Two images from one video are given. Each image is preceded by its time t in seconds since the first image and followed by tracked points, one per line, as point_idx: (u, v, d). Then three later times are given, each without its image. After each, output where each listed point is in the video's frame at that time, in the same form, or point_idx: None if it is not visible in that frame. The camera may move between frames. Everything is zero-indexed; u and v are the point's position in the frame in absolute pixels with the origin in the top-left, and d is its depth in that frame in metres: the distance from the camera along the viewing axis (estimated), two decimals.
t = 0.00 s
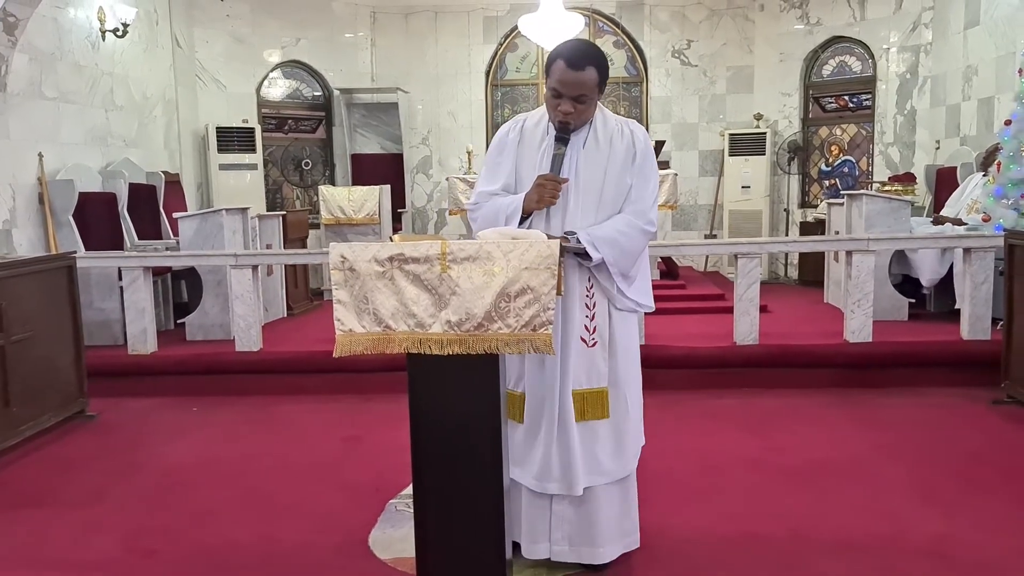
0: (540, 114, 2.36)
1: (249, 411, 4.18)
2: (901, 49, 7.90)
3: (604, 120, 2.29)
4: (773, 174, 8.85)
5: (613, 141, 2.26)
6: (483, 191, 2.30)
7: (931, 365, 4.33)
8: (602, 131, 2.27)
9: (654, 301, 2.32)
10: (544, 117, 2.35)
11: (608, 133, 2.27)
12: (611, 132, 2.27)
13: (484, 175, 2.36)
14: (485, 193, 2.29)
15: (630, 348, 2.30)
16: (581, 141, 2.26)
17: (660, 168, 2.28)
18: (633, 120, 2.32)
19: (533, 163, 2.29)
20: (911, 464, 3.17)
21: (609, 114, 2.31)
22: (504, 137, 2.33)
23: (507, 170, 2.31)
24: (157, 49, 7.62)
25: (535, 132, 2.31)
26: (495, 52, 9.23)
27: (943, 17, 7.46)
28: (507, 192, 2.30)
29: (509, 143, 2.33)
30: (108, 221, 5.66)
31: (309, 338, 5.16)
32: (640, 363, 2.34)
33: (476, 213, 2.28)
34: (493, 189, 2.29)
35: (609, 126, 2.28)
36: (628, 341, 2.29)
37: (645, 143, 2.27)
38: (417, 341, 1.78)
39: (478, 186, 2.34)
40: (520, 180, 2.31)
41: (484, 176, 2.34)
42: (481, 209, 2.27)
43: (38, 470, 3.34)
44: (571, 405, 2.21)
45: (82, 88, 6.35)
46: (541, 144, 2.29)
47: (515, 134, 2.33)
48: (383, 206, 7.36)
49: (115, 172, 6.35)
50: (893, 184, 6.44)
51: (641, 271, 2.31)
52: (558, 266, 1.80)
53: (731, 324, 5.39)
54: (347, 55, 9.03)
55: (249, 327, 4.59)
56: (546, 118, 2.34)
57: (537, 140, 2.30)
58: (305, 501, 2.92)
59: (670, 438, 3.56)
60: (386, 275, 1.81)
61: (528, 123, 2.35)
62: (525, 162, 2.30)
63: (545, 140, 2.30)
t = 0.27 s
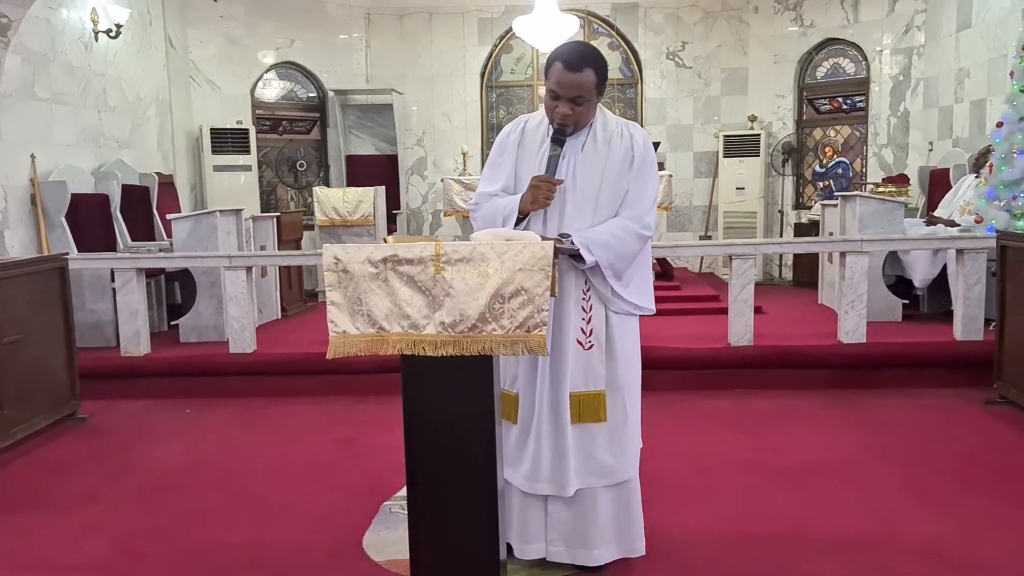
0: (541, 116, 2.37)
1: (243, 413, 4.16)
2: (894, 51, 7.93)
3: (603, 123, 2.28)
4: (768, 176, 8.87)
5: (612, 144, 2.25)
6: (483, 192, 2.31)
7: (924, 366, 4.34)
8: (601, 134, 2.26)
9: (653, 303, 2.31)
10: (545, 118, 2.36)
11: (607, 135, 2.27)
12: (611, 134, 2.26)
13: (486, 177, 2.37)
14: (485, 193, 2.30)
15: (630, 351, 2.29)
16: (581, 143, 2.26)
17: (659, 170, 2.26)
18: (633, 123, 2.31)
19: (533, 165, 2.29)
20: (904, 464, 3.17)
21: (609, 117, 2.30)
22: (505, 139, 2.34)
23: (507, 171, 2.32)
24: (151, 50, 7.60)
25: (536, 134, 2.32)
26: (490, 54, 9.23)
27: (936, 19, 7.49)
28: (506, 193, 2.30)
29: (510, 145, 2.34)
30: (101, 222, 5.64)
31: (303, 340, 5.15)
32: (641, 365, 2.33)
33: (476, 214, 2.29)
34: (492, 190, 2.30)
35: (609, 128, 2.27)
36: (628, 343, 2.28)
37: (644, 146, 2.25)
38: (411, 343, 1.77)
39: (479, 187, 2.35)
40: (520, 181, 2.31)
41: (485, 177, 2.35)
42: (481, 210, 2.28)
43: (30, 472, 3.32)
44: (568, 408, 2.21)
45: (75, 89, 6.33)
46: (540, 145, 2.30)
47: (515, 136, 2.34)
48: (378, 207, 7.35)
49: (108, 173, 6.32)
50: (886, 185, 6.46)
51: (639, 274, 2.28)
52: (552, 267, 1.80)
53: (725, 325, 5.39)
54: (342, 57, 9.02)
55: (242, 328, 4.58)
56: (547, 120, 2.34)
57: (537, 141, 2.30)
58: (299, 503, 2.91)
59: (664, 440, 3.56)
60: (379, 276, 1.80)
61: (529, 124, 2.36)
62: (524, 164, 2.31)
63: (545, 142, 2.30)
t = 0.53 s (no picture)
0: (534, 117, 2.38)
1: (231, 414, 4.14)
2: (882, 52, 7.98)
3: (595, 125, 2.29)
4: (756, 176, 8.90)
5: (603, 145, 2.25)
6: (476, 193, 2.31)
7: (911, 366, 4.36)
8: (592, 135, 2.27)
9: (646, 304, 2.30)
10: (537, 120, 2.37)
11: (598, 137, 2.27)
12: (602, 136, 2.27)
13: (478, 177, 2.36)
14: (478, 194, 2.30)
15: (623, 353, 2.29)
16: (572, 146, 2.27)
17: (650, 171, 2.25)
18: (625, 125, 2.31)
19: (525, 166, 2.29)
20: (892, 463, 3.19)
21: (601, 119, 2.31)
22: (498, 139, 2.35)
23: (499, 172, 2.32)
24: (138, 51, 7.55)
25: (528, 136, 2.33)
26: (479, 54, 9.23)
27: (923, 21, 7.55)
28: (499, 194, 2.30)
29: (503, 146, 2.34)
30: (88, 223, 5.60)
31: (292, 341, 5.13)
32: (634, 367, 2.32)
33: (468, 213, 2.29)
34: (485, 190, 2.30)
35: (600, 131, 2.27)
36: (621, 346, 2.28)
37: (634, 147, 2.25)
38: (398, 344, 1.77)
39: (471, 187, 2.34)
40: (512, 182, 2.32)
41: (478, 177, 2.35)
42: (473, 210, 2.27)
43: (16, 475, 3.29)
44: (556, 410, 2.22)
45: (61, 89, 6.29)
46: (533, 147, 2.31)
47: (508, 137, 2.35)
48: (367, 208, 7.34)
49: (95, 174, 6.28)
50: (874, 186, 6.49)
51: (631, 276, 2.27)
52: (540, 268, 1.80)
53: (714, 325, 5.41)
54: (331, 57, 9.00)
55: (231, 330, 4.55)
56: (539, 121, 2.35)
57: (529, 143, 2.31)
58: (287, 505, 2.90)
59: (654, 440, 3.57)
60: (367, 277, 1.79)
61: (522, 126, 2.36)
62: (517, 165, 2.31)
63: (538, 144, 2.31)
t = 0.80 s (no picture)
0: (526, 114, 2.37)
1: (220, 414, 4.12)
2: (872, 51, 8.01)
3: (587, 123, 2.28)
4: (747, 175, 8.91)
5: (595, 144, 2.25)
6: (469, 190, 2.30)
7: (900, 364, 4.38)
8: (584, 134, 2.26)
9: (638, 302, 2.29)
10: (530, 117, 2.36)
11: (590, 136, 2.26)
12: (594, 135, 2.26)
13: (470, 174, 2.35)
14: (470, 191, 2.29)
15: (615, 352, 2.28)
16: (564, 144, 2.27)
17: (641, 170, 2.25)
18: (617, 124, 2.31)
19: (518, 164, 2.29)
20: (881, 461, 3.20)
21: (593, 117, 2.30)
22: (491, 137, 2.34)
23: (493, 170, 2.31)
24: (126, 48, 7.51)
25: (520, 134, 2.32)
26: (470, 53, 9.21)
27: (912, 21, 7.58)
28: (491, 192, 2.30)
29: (496, 143, 2.34)
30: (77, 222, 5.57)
31: (282, 340, 5.11)
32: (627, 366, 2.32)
33: (461, 211, 2.28)
34: (478, 188, 2.29)
35: (592, 129, 2.27)
36: (614, 345, 2.27)
37: (626, 146, 2.25)
38: (387, 342, 1.76)
39: (464, 184, 2.33)
40: (505, 181, 2.31)
41: (470, 174, 2.34)
42: (466, 208, 2.26)
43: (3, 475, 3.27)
44: (547, 408, 2.23)
45: (48, 87, 6.24)
46: (525, 145, 2.30)
47: (500, 135, 2.34)
48: (358, 206, 7.31)
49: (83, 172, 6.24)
50: (864, 185, 6.52)
51: (622, 274, 2.27)
52: (529, 266, 1.79)
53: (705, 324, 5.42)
54: (321, 55, 8.97)
55: (220, 329, 4.53)
56: (532, 119, 2.34)
57: (522, 141, 2.31)
58: (277, 504, 2.89)
59: (644, 438, 3.57)
60: (356, 275, 1.79)
61: (514, 123, 2.36)
62: (510, 163, 2.31)
63: (531, 141, 2.30)
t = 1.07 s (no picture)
0: (520, 114, 2.38)
1: (215, 414, 4.12)
2: (866, 50, 8.03)
3: (581, 122, 2.29)
4: (741, 174, 8.93)
5: (589, 143, 2.26)
6: (462, 189, 2.30)
7: (894, 363, 4.39)
8: (578, 133, 2.27)
9: (630, 300, 2.30)
10: (523, 117, 2.37)
11: (584, 135, 2.27)
12: (587, 134, 2.27)
13: (463, 173, 2.35)
14: (464, 190, 2.29)
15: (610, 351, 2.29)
16: (558, 143, 2.27)
17: (634, 170, 2.26)
18: (610, 123, 2.31)
19: (512, 164, 2.30)
20: (874, 459, 3.21)
21: (586, 116, 2.31)
22: (484, 135, 2.34)
23: (486, 169, 2.31)
24: (120, 48, 7.49)
25: (514, 133, 2.33)
26: (464, 52, 9.21)
27: (906, 19, 7.61)
28: (485, 191, 2.30)
29: (489, 142, 2.34)
30: (70, 222, 5.56)
31: (276, 340, 5.11)
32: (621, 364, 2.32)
33: (455, 210, 2.28)
34: (472, 187, 2.29)
35: (586, 129, 2.28)
36: (608, 343, 2.28)
37: (619, 145, 2.25)
38: (380, 341, 1.76)
39: (457, 183, 2.33)
40: (499, 180, 2.32)
41: (464, 173, 2.34)
42: (460, 207, 2.26)
43: None
44: (543, 407, 2.23)
45: (42, 87, 6.23)
46: (519, 144, 2.31)
47: (494, 133, 2.34)
48: (352, 206, 7.31)
49: (76, 172, 6.23)
50: (858, 184, 6.53)
51: (614, 273, 2.27)
52: (521, 265, 1.80)
53: (699, 323, 5.43)
54: (316, 55, 8.96)
55: (214, 329, 4.53)
56: (525, 118, 2.35)
57: (516, 140, 2.31)
58: (271, 504, 2.89)
59: (638, 436, 3.58)
60: (347, 274, 1.79)
61: (507, 122, 2.36)
62: (505, 162, 2.31)
63: (524, 141, 2.31)
